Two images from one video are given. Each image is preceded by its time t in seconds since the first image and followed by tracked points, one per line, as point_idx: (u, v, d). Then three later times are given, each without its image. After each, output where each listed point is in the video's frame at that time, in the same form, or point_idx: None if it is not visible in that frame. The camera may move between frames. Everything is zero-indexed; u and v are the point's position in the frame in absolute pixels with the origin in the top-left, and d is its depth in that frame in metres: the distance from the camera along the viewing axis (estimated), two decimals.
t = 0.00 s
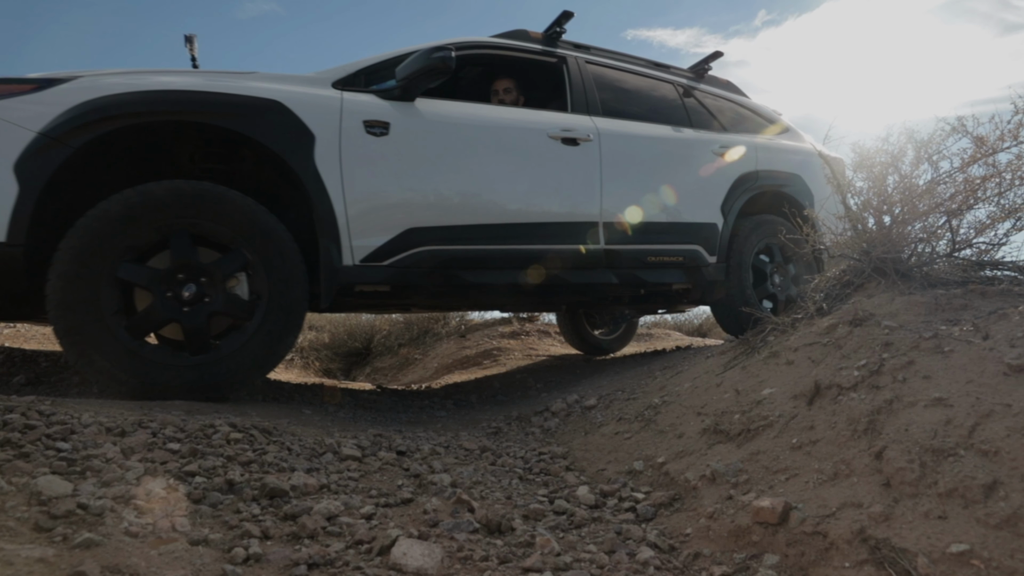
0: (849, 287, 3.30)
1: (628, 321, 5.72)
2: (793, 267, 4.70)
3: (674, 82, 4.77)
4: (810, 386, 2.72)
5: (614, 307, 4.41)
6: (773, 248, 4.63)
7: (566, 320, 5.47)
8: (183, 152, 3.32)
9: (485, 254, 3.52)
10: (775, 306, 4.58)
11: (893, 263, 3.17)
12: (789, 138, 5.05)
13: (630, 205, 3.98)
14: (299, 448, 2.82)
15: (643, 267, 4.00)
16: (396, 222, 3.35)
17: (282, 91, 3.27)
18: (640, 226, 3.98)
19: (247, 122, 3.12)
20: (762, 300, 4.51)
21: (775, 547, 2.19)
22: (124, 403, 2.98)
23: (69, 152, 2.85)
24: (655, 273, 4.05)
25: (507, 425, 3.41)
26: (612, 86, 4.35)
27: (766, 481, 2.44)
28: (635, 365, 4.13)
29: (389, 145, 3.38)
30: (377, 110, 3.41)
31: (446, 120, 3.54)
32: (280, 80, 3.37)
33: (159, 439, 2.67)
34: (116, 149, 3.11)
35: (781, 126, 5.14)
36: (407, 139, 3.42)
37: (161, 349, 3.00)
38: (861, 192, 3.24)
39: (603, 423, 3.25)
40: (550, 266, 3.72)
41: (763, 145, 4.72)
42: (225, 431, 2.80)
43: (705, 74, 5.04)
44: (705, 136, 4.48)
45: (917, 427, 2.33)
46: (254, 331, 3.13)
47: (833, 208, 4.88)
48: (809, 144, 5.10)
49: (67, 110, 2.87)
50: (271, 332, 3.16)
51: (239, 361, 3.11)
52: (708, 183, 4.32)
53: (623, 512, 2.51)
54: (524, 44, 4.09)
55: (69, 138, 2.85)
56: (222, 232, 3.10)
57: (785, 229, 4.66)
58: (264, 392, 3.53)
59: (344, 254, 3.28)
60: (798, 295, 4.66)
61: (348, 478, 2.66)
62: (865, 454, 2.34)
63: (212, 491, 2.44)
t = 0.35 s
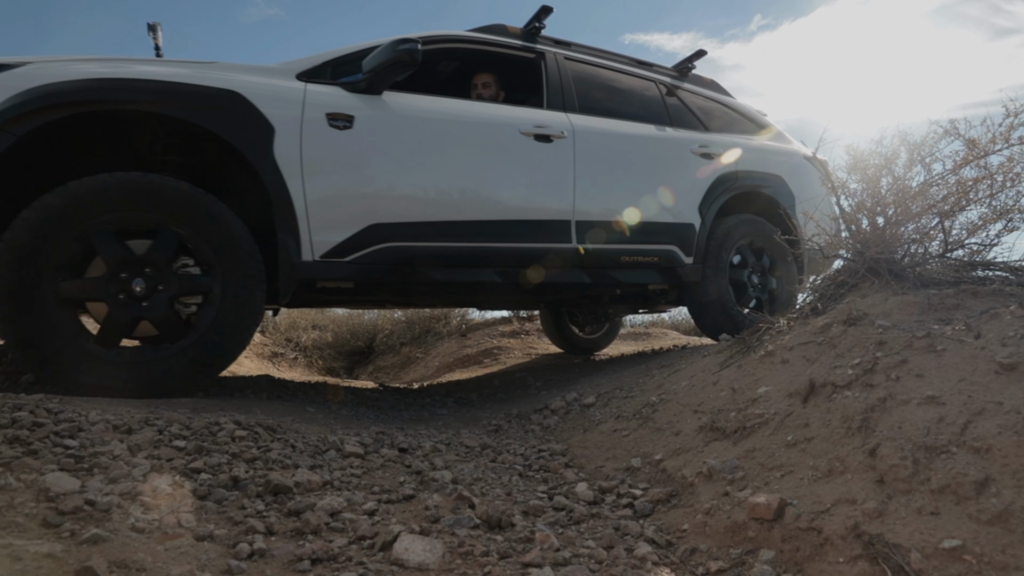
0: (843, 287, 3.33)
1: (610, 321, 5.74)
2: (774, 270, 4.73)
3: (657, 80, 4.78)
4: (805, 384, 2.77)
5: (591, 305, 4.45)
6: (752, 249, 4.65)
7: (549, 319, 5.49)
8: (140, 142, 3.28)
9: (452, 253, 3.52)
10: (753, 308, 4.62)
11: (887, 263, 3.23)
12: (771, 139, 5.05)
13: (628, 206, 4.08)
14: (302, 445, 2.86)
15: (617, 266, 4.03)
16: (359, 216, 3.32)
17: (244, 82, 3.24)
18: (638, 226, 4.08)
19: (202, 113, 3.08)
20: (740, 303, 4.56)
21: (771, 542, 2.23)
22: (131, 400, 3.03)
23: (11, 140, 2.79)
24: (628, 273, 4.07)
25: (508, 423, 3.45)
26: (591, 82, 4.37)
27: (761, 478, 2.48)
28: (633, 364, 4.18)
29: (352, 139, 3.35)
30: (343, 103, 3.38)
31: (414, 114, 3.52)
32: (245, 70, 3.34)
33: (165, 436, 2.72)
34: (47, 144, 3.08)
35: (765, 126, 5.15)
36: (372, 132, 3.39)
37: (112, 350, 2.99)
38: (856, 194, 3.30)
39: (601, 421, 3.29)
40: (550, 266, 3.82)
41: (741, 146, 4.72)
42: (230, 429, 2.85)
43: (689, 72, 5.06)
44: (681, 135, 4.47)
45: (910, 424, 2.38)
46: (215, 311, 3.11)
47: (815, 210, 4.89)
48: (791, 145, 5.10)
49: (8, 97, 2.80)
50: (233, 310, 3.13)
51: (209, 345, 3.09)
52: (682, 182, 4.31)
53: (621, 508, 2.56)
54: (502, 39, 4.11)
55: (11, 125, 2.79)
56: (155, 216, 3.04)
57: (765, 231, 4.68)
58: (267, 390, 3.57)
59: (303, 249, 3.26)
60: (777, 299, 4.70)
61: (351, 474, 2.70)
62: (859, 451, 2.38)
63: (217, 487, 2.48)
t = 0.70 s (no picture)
0: (837, 286, 3.43)
1: (593, 321, 5.77)
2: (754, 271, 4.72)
3: (638, 79, 4.78)
4: (800, 382, 2.82)
5: (566, 302, 4.44)
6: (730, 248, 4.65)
7: (532, 318, 5.55)
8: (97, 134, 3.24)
9: (418, 250, 3.47)
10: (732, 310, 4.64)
11: (880, 263, 3.31)
12: (752, 139, 5.04)
13: (627, 207, 4.13)
14: (306, 442, 2.91)
15: (591, 266, 4.03)
16: (320, 212, 3.27)
17: (201, 73, 3.19)
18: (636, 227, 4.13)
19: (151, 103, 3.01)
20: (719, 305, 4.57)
21: (766, 538, 2.27)
22: (138, 398, 3.07)
23: None
24: (600, 272, 4.06)
25: (508, 421, 3.49)
26: (569, 78, 4.35)
27: (757, 475, 2.52)
28: (631, 363, 4.22)
29: (314, 132, 3.29)
30: (307, 96, 3.33)
31: (380, 107, 3.46)
32: (203, 61, 3.28)
33: (171, 434, 2.76)
34: None
35: (748, 126, 5.14)
36: (337, 126, 3.33)
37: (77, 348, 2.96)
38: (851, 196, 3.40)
39: (599, 418, 3.34)
40: (549, 265, 3.89)
41: (719, 146, 4.70)
42: (235, 426, 2.90)
43: (672, 71, 5.06)
44: (656, 134, 4.44)
45: (903, 422, 2.43)
46: (172, 288, 3.07)
47: (792, 212, 4.90)
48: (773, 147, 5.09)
49: None
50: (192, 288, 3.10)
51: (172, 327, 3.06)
52: (655, 180, 4.28)
53: (619, 504, 2.60)
54: (480, 35, 4.08)
55: None
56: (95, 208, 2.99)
57: (744, 231, 4.67)
58: (271, 388, 3.63)
59: (262, 244, 3.19)
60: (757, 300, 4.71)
61: (354, 471, 2.75)
62: (854, 448, 2.43)
63: (222, 484, 2.53)
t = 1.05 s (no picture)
0: (832, 286, 3.48)
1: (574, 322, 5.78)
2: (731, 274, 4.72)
3: (618, 77, 4.75)
4: (795, 381, 2.87)
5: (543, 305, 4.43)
6: (706, 250, 4.64)
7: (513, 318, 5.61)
8: (49, 126, 3.18)
9: (381, 249, 3.44)
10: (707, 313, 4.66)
11: (873, 264, 3.38)
12: (732, 140, 4.99)
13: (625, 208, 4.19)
14: (309, 440, 2.96)
15: (562, 266, 3.99)
16: (275, 207, 3.23)
17: (155, 63, 3.12)
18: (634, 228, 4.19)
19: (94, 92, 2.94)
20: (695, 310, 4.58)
21: (762, 533, 2.31)
22: (145, 396, 3.12)
23: None
24: (571, 272, 4.03)
25: (508, 418, 3.54)
26: (546, 74, 4.32)
27: (753, 471, 2.57)
28: (628, 361, 4.27)
29: (271, 126, 3.24)
30: (266, 89, 3.28)
31: (345, 103, 3.42)
32: (156, 50, 3.22)
33: (177, 431, 2.82)
34: None
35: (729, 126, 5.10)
36: (296, 120, 3.29)
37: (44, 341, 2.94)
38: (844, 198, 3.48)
39: (598, 416, 3.39)
40: (549, 265, 3.94)
41: (696, 146, 4.65)
42: (240, 424, 2.95)
43: (653, 70, 5.04)
44: (630, 133, 4.38)
45: (897, 420, 2.47)
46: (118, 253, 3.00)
47: (771, 216, 4.88)
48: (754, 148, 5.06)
49: None
50: (137, 253, 3.02)
51: (125, 301, 3.00)
52: (626, 179, 4.22)
53: (617, 500, 2.65)
54: (454, 30, 4.05)
55: None
56: (15, 200, 2.91)
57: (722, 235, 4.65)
58: (275, 386, 3.68)
59: (215, 239, 3.15)
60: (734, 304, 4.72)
61: (357, 468, 2.80)
62: (848, 445, 2.47)
63: (227, 480, 2.57)
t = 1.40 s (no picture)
0: (826, 286, 3.53)
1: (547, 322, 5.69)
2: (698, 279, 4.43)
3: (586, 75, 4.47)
4: (791, 379, 2.92)
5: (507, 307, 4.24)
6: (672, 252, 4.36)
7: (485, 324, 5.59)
8: None
9: (309, 243, 3.23)
10: (671, 319, 4.40)
11: (867, 264, 3.45)
12: (705, 141, 4.69)
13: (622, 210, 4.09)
14: (313, 437, 3.01)
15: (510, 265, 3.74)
16: (192, 197, 3.02)
17: (71, 43, 2.93)
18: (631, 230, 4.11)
19: None
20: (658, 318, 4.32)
21: (757, 529, 2.36)
22: (151, 394, 3.17)
23: None
24: (521, 272, 3.77)
25: (508, 416, 3.59)
26: (505, 71, 4.04)
27: (748, 468, 2.61)
28: (626, 360, 4.31)
29: (196, 113, 3.05)
30: (192, 74, 3.09)
31: (279, 89, 3.22)
32: (75, 32, 3.02)
33: (183, 429, 2.87)
34: None
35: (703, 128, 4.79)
36: (217, 106, 3.08)
37: None
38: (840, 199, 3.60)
39: (596, 414, 3.44)
40: (549, 266, 3.84)
41: (664, 145, 4.37)
42: (245, 422, 3.00)
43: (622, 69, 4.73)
44: (593, 128, 4.13)
45: (890, 417, 2.52)
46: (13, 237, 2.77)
47: (741, 218, 4.59)
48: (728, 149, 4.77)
49: None
50: (33, 233, 2.79)
51: (31, 279, 2.79)
52: (585, 175, 3.97)
53: (616, 496, 2.70)
54: (407, 21, 3.80)
55: None
56: None
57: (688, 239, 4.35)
58: (280, 384, 3.74)
59: (131, 230, 2.96)
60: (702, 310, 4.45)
61: (360, 464, 2.85)
62: (842, 443, 2.52)
63: (233, 477, 2.62)
